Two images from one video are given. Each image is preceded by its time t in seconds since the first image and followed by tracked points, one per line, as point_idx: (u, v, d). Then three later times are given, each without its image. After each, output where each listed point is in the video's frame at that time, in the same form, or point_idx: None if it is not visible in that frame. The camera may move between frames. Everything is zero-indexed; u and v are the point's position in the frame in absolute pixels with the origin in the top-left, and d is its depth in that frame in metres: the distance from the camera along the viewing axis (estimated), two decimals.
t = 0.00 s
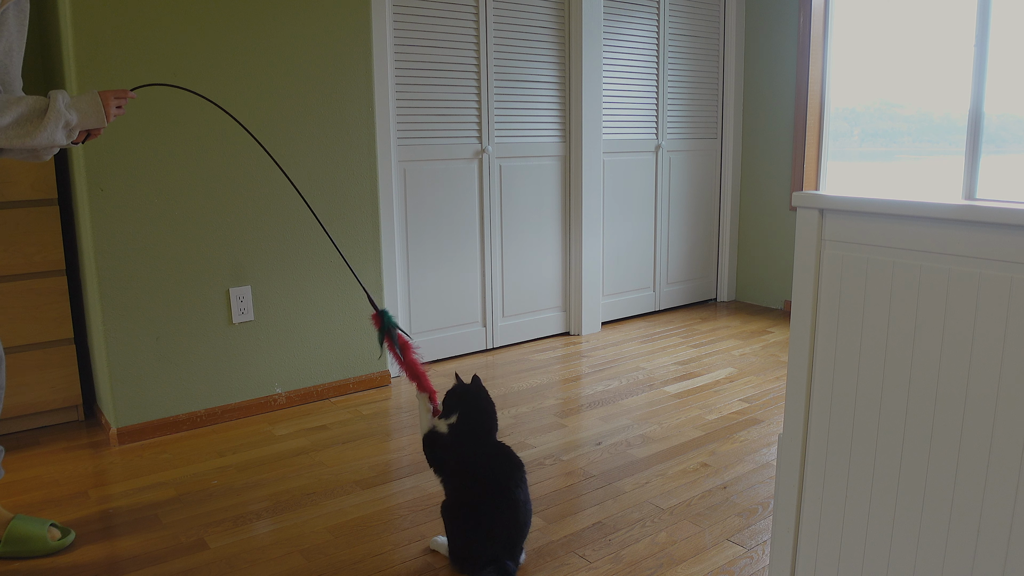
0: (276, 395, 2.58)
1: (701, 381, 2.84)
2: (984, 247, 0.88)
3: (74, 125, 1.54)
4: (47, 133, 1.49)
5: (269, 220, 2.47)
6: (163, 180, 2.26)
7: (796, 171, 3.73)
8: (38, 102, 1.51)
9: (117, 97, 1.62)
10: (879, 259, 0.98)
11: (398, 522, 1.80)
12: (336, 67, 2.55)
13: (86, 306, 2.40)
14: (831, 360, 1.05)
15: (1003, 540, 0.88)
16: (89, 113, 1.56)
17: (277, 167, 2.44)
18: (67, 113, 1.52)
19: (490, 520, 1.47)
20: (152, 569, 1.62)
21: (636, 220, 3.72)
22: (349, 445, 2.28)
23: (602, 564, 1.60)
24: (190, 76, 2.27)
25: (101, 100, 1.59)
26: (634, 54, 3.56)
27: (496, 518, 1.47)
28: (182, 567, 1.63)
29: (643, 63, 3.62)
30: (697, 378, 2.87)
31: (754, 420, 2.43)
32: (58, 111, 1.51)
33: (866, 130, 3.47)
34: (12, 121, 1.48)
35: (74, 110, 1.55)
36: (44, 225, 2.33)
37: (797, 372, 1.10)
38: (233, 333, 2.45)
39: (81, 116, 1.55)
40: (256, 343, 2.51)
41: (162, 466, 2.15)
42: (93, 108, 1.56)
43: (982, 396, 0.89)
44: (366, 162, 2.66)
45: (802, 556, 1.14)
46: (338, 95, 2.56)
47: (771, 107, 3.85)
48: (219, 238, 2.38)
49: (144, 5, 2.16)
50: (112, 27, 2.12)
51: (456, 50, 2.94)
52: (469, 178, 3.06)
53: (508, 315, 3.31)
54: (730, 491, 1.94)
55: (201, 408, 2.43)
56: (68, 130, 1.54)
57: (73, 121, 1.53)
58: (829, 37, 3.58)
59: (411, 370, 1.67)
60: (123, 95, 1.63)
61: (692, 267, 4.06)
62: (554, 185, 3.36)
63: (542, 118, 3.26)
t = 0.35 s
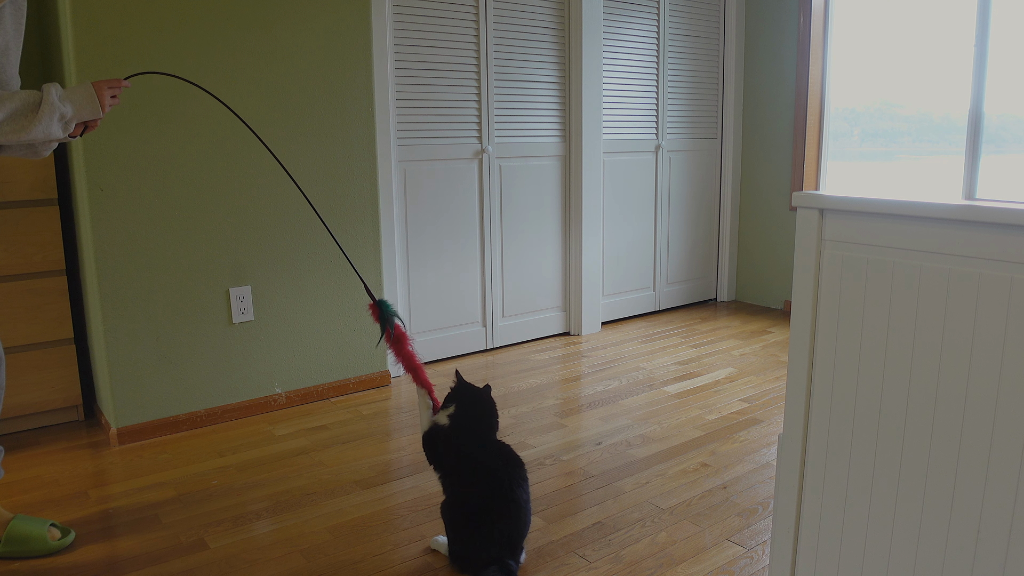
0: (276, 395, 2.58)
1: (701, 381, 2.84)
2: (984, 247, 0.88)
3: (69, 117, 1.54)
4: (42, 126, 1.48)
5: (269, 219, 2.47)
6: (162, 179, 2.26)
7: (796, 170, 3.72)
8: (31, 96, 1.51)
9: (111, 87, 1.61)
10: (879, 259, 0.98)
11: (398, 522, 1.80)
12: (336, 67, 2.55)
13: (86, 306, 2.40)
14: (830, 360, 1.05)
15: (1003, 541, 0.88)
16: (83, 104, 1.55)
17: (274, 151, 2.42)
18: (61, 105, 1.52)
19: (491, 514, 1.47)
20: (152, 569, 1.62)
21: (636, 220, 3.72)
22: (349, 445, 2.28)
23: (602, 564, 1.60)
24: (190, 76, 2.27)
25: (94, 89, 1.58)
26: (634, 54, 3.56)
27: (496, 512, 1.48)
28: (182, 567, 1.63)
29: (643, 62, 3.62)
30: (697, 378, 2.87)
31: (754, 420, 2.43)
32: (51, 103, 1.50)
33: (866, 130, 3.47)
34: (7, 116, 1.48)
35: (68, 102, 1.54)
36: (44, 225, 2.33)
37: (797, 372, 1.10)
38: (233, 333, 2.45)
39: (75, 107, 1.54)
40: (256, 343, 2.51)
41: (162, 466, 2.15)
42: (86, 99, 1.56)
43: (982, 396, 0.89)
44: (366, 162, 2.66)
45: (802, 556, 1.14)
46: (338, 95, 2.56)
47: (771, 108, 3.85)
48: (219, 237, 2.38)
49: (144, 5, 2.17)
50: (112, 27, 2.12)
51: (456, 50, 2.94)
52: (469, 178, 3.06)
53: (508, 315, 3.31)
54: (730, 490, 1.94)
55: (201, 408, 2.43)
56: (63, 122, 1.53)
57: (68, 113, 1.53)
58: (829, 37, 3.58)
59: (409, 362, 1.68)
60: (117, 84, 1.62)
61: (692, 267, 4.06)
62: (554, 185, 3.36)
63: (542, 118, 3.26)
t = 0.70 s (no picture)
0: (276, 395, 2.58)
1: (701, 381, 2.84)
2: (985, 247, 0.88)
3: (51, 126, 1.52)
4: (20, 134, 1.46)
5: (269, 219, 2.47)
6: (162, 180, 2.26)
7: (796, 170, 3.72)
8: (15, 102, 1.50)
9: (97, 101, 1.60)
10: (879, 259, 0.98)
11: (398, 522, 1.80)
12: (336, 67, 2.55)
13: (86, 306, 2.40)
14: (831, 360, 1.05)
15: (1003, 541, 0.88)
16: (66, 113, 1.54)
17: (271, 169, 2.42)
18: (44, 113, 1.50)
19: (493, 515, 1.47)
20: (153, 569, 1.62)
21: (636, 220, 3.72)
22: (349, 445, 2.28)
23: (602, 564, 1.60)
24: (190, 76, 2.27)
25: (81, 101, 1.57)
26: (634, 54, 3.56)
27: (497, 513, 1.48)
28: (182, 567, 1.63)
29: (643, 62, 3.62)
30: (697, 378, 2.87)
31: (754, 420, 2.43)
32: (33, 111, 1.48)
33: (866, 130, 3.47)
34: None
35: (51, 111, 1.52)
36: (44, 225, 2.33)
37: (798, 372, 1.10)
38: (233, 333, 2.45)
39: (57, 116, 1.53)
40: (256, 343, 2.51)
41: (162, 466, 2.15)
42: (71, 110, 1.54)
43: (982, 396, 0.89)
44: (366, 162, 2.66)
45: (802, 556, 1.14)
46: (337, 95, 2.56)
47: (771, 107, 3.85)
48: (218, 237, 2.38)
49: (144, 4, 2.16)
50: (111, 26, 2.12)
51: (456, 50, 2.94)
52: (469, 178, 3.06)
53: (508, 315, 3.31)
54: (730, 490, 1.94)
55: (201, 408, 2.43)
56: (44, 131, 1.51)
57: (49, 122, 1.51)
58: (829, 37, 3.58)
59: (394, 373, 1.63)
60: (104, 99, 1.61)
61: (692, 267, 4.06)
62: (554, 185, 3.36)
63: (542, 118, 3.26)
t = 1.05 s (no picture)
0: (276, 396, 2.58)
1: (701, 381, 2.84)
2: (984, 247, 0.88)
3: None
4: None
5: (269, 219, 2.47)
6: (162, 180, 2.26)
7: (796, 170, 3.72)
8: None
9: (62, 123, 1.53)
10: (879, 259, 0.99)
11: (398, 522, 1.80)
12: (336, 67, 2.55)
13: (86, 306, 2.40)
14: (831, 361, 1.05)
15: (1003, 541, 0.89)
16: (24, 127, 1.49)
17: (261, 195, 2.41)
18: None
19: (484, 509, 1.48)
20: (153, 569, 1.62)
21: (636, 220, 3.72)
22: (349, 445, 2.28)
23: (602, 564, 1.60)
24: (190, 76, 2.27)
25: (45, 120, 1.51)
26: (634, 54, 3.56)
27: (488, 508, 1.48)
28: (182, 567, 1.63)
29: (643, 63, 3.62)
30: (697, 378, 2.87)
31: (754, 420, 2.43)
32: None
33: (866, 130, 3.47)
34: None
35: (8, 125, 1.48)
36: (44, 225, 2.33)
37: (798, 372, 1.10)
38: (233, 333, 2.45)
39: (14, 129, 1.48)
40: (256, 343, 2.51)
41: (162, 466, 2.15)
42: (30, 126, 1.49)
43: (982, 396, 0.89)
44: (366, 162, 2.65)
45: (802, 556, 1.14)
46: (337, 96, 2.56)
47: (771, 107, 3.85)
48: (218, 238, 2.38)
49: (144, 5, 2.16)
50: (112, 26, 2.12)
51: (456, 50, 2.94)
52: (469, 178, 3.06)
53: (508, 315, 3.31)
54: (730, 491, 1.94)
55: (201, 408, 2.43)
56: None
57: None
58: (829, 37, 3.58)
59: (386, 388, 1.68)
60: (70, 123, 1.54)
61: (692, 267, 4.06)
62: (554, 185, 3.36)
63: (542, 118, 3.26)
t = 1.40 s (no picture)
0: (276, 396, 2.58)
1: (701, 381, 2.84)
2: (984, 247, 0.88)
3: None
4: None
5: (269, 219, 2.47)
6: (162, 180, 2.26)
7: (796, 170, 3.73)
8: None
9: (34, 131, 1.51)
10: (879, 260, 0.99)
11: (398, 522, 1.80)
12: (336, 66, 2.55)
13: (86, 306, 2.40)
14: (831, 361, 1.05)
15: (1003, 540, 0.89)
16: None
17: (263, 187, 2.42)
18: None
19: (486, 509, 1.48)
20: (152, 569, 1.62)
21: (636, 220, 3.72)
22: (349, 445, 2.28)
23: (602, 564, 1.60)
24: (190, 76, 2.27)
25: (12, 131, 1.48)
26: (634, 54, 3.56)
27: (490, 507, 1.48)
28: (182, 567, 1.63)
29: (643, 63, 3.62)
30: (697, 378, 2.87)
31: (754, 420, 2.43)
32: None
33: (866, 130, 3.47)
34: None
35: None
36: (44, 225, 2.33)
37: (798, 372, 1.10)
38: (233, 333, 2.45)
39: None
40: (256, 343, 2.51)
41: (162, 466, 2.15)
42: None
43: (982, 396, 0.89)
44: (366, 162, 2.65)
45: (802, 556, 1.14)
46: (337, 95, 2.56)
47: (771, 108, 3.85)
48: (218, 238, 2.38)
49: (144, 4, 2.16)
50: (112, 27, 2.12)
51: (456, 50, 2.94)
52: (469, 178, 3.06)
53: (508, 315, 3.31)
54: (730, 490, 1.94)
55: (201, 408, 2.43)
56: None
57: None
58: (829, 37, 3.58)
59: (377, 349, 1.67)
60: (42, 130, 1.51)
61: (692, 267, 4.06)
62: (554, 185, 3.36)
63: (542, 118, 3.26)
